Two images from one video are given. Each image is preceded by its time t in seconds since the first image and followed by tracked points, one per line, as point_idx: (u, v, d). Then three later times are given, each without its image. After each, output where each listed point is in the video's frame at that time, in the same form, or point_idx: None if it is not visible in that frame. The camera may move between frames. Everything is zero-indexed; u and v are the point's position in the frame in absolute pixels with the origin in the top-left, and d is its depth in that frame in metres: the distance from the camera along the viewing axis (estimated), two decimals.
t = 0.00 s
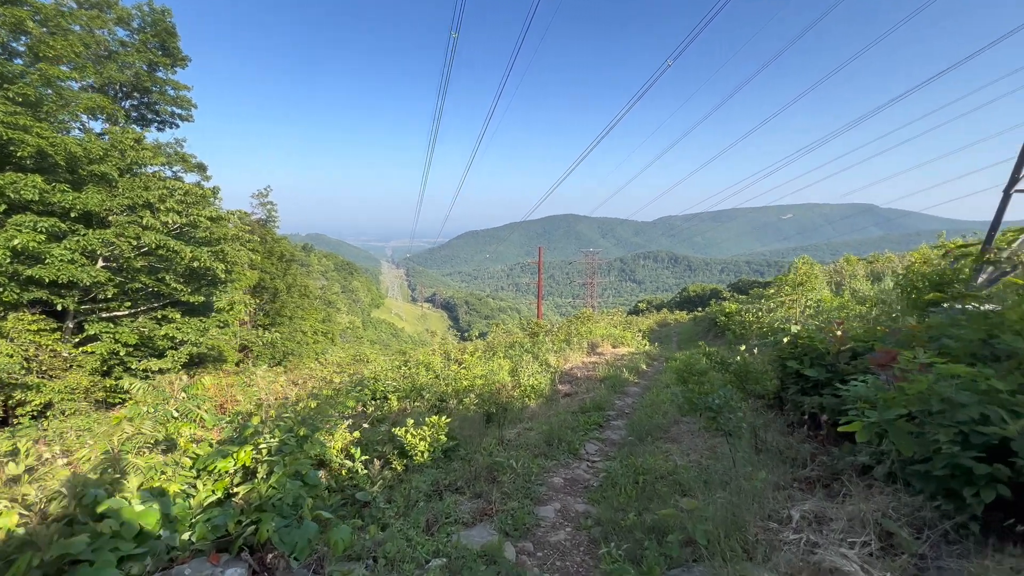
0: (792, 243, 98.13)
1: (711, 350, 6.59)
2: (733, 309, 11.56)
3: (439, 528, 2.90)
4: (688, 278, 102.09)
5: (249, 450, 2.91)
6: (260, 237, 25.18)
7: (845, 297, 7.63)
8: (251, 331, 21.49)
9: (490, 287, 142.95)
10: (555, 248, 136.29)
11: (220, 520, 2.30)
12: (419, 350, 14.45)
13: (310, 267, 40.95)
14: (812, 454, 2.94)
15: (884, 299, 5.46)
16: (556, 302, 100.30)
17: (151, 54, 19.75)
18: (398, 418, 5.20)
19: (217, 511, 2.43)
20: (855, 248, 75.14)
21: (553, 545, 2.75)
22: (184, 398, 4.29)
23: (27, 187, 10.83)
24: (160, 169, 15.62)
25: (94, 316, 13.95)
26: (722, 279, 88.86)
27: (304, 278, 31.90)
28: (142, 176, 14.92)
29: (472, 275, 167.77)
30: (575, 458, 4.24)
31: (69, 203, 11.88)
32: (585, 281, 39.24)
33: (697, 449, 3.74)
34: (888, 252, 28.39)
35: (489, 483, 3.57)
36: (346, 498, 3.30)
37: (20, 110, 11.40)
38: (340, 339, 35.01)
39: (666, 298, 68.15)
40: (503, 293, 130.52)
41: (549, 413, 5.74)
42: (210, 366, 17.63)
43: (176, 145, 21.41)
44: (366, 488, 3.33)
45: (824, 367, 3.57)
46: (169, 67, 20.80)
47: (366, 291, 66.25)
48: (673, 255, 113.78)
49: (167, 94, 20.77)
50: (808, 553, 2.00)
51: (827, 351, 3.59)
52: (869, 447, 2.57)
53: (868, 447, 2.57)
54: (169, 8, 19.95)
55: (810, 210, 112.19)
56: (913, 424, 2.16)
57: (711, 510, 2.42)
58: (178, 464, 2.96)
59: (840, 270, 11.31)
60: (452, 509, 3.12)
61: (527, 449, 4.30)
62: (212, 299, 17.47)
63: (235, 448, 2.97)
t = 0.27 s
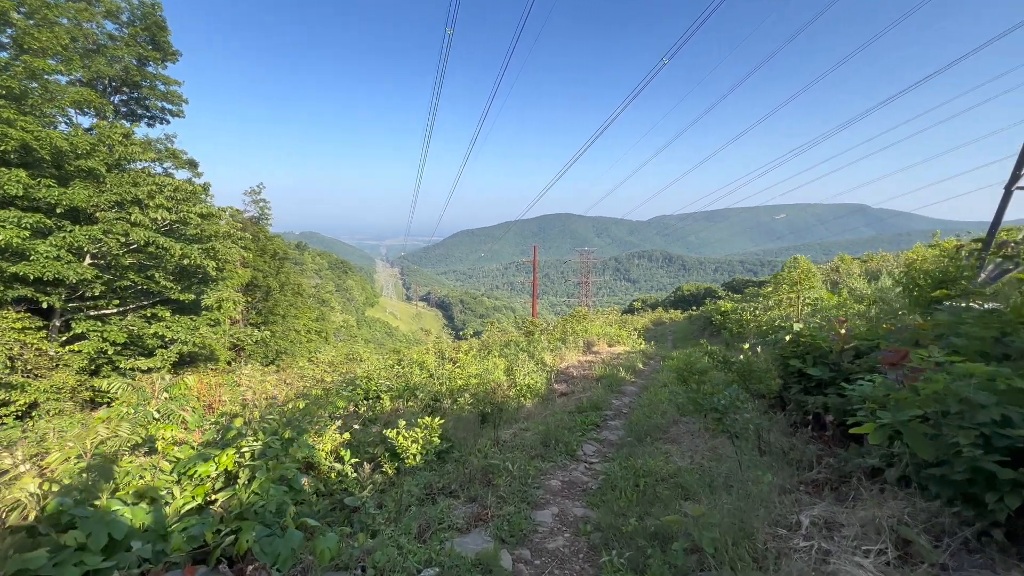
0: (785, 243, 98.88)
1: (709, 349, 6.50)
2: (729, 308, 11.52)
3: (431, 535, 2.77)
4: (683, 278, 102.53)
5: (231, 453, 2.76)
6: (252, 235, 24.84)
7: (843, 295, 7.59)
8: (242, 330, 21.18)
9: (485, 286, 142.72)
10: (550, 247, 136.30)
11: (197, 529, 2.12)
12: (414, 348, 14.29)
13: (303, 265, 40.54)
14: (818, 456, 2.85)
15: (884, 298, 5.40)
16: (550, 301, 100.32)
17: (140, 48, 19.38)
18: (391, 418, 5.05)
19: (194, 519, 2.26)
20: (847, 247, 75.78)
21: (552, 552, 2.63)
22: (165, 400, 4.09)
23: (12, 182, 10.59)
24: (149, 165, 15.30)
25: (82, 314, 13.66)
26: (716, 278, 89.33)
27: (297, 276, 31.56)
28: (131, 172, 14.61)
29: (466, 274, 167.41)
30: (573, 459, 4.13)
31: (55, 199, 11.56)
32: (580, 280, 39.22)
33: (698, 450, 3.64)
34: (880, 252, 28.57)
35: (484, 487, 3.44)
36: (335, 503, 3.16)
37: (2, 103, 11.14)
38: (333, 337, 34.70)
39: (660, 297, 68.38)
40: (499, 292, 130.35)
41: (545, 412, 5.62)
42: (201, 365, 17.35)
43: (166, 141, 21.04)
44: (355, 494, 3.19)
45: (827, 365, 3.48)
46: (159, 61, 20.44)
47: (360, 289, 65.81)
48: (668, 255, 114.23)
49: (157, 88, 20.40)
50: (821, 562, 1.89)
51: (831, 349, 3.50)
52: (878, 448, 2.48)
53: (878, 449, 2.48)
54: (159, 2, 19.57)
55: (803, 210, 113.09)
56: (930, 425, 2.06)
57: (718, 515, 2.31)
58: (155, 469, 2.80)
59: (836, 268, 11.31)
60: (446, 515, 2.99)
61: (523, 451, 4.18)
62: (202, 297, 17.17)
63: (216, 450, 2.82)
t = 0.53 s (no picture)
0: (780, 242, 99.34)
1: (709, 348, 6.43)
2: (727, 307, 11.47)
3: (428, 542, 2.67)
4: (679, 276, 102.80)
5: (219, 457, 2.64)
6: (247, 233, 24.60)
7: (842, 293, 7.55)
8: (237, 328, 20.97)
9: (482, 285, 142.47)
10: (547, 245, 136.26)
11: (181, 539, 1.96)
12: (410, 347, 14.16)
13: (299, 263, 40.25)
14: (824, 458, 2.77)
15: (886, 296, 5.34)
16: (547, 299, 100.30)
17: (133, 43, 19.09)
18: (387, 419, 4.95)
19: (178, 527, 2.13)
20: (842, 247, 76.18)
21: (552, 559, 2.54)
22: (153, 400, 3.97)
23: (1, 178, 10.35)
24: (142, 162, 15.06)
25: (73, 313, 13.45)
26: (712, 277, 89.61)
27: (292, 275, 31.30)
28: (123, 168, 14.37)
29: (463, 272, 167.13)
30: (573, 461, 4.05)
31: (46, 195, 11.34)
32: (577, 278, 39.18)
33: (700, 452, 3.56)
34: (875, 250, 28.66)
35: (482, 490, 3.36)
36: (328, 508, 3.06)
37: None
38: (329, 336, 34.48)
39: (657, 296, 68.47)
40: (496, 291, 130.22)
41: (544, 412, 5.54)
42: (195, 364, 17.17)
43: (160, 138, 20.77)
44: (349, 499, 3.09)
45: (832, 365, 3.41)
46: (152, 57, 20.15)
47: (356, 288, 65.49)
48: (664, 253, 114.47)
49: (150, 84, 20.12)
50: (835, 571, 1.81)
51: (836, 348, 3.43)
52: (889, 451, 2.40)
53: (889, 451, 2.40)
54: None
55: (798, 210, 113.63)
56: (947, 427, 1.99)
57: (726, 522, 2.22)
58: (140, 474, 2.67)
59: (834, 267, 11.28)
60: (443, 521, 2.90)
61: (522, 452, 4.09)
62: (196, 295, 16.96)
63: (202, 454, 2.70)
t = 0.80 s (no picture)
0: (777, 241, 99.70)
1: (709, 348, 6.38)
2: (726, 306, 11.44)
3: (426, 549, 2.60)
4: (676, 276, 102.99)
5: (209, 463, 2.55)
6: (242, 232, 24.42)
7: (842, 292, 7.52)
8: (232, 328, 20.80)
9: (479, 284, 142.28)
10: (544, 245, 136.22)
11: (167, 552, 1.86)
12: (407, 347, 14.06)
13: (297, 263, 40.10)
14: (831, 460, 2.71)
15: (888, 295, 5.30)
16: (544, 299, 100.24)
17: (127, 41, 18.88)
18: (383, 420, 4.87)
19: (165, 537, 2.03)
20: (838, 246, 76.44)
21: (554, 566, 2.47)
22: (143, 402, 3.87)
23: None
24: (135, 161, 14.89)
25: (67, 313, 13.30)
26: (709, 276, 89.79)
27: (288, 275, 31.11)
28: (117, 167, 14.19)
29: (460, 272, 166.89)
30: (573, 463, 3.99)
31: (37, 195, 11.17)
32: (574, 278, 39.17)
33: (703, 454, 3.50)
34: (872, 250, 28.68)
35: (481, 494, 3.28)
36: (323, 513, 2.98)
37: None
38: (326, 336, 34.31)
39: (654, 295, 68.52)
40: (493, 291, 130.03)
41: (543, 413, 5.48)
42: (190, 364, 17.01)
43: (154, 137, 20.57)
44: (344, 505, 3.01)
45: (836, 364, 3.36)
46: (146, 55, 19.96)
47: (353, 288, 65.29)
48: (661, 253, 114.66)
49: (144, 83, 19.91)
50: None
51: (839, 348, 3.38)
52: (898, 453, 2.34)
53: (898, 454, 2.34)
54: None
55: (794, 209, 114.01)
56: (959, 430, 1.93)
57: (733, 529, 2.16)
58: (126, 481, 2.58)
59: (832, 265, 11.25)
60: (441, 527, 2.82)
61: (521, 454, 4.02)
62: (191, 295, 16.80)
63: (193, 460, 2.62)
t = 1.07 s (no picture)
0: (771, 241, 100.24)
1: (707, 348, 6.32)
2: (723, 305, 11.40)
3: (419, 558, 2.51)
4: (671, 275, 103.26)
5: (192, 471, 2.45)
6: (236, 234, 24.18)
7: (839, 290, 7.49)
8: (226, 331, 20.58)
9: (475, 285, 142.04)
10: (540, 245, 136.22)
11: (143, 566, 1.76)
12: (403, 348, 13.94)
13: (291, 264, 39.81)
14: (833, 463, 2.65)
15: (886, 293, 5.26)
16: (541, 299, 100.20)
17: (117, 40, 18.63)
18: (377, 424, 4.77)
19: (142, 550, 1.93)
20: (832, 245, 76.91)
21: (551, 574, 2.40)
22: (126, 406, 3.75)
23: None
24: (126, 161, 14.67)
25: (56, 316, 13.09)
26: (704, 276, 90.09)
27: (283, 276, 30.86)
28: (107, 167, 13.98)
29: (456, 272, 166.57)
30: (570, 466, 3.91)
31: (25, 196, 10.96)
32: (570, 278, 39.10)
33: (702, 457, 3.43)
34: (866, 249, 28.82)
35: (476, 499, 3.20)
36: (312, 521, 2.88)
37: None
38: (322, 338, 34.08)
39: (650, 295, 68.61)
40: (489, 291, 129.86)
41: (539, 415, 5.40)
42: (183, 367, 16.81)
43: (146, 138, 20.32)
44: (334, 513, 2.92)
45: (836, 364, 3.31)
46: (138, 55, 19.71)
47: (349, 289, 64.96)
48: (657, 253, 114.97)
49: (136, 83, 19.66)
50: None
51: (839, 347, 3.33)
52: (904, 455, 2.28)
53: (903, 456, 2.28)
54: None
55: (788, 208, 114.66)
56: (967, 430, 1.88)
57: (736, 535, 2.08)
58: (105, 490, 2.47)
59: (828, 264, 11.25)
60: (434, 535, 2.73)
61: (517, 458, 3.94)
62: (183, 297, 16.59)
63: (175, 467, 2.52)
